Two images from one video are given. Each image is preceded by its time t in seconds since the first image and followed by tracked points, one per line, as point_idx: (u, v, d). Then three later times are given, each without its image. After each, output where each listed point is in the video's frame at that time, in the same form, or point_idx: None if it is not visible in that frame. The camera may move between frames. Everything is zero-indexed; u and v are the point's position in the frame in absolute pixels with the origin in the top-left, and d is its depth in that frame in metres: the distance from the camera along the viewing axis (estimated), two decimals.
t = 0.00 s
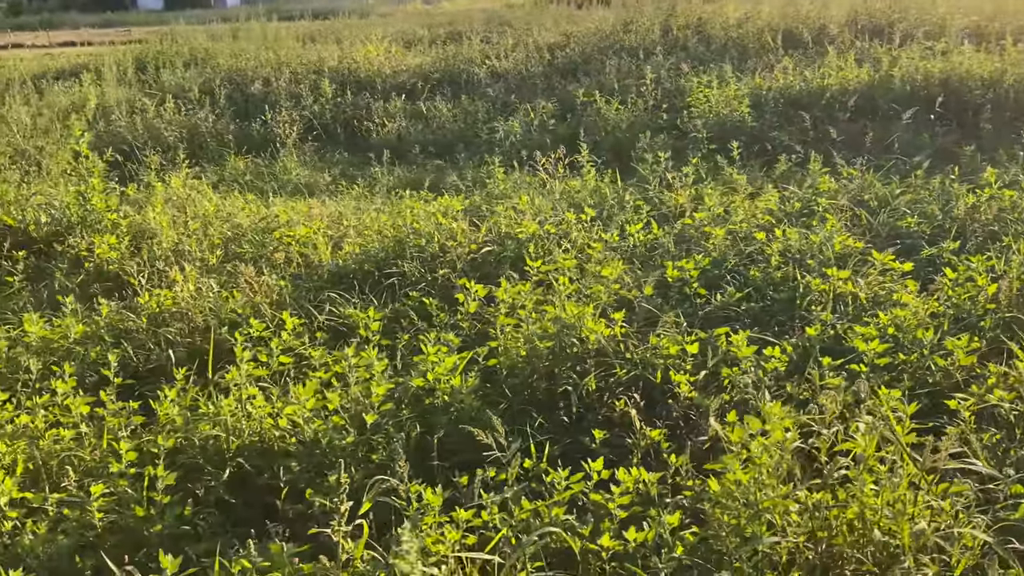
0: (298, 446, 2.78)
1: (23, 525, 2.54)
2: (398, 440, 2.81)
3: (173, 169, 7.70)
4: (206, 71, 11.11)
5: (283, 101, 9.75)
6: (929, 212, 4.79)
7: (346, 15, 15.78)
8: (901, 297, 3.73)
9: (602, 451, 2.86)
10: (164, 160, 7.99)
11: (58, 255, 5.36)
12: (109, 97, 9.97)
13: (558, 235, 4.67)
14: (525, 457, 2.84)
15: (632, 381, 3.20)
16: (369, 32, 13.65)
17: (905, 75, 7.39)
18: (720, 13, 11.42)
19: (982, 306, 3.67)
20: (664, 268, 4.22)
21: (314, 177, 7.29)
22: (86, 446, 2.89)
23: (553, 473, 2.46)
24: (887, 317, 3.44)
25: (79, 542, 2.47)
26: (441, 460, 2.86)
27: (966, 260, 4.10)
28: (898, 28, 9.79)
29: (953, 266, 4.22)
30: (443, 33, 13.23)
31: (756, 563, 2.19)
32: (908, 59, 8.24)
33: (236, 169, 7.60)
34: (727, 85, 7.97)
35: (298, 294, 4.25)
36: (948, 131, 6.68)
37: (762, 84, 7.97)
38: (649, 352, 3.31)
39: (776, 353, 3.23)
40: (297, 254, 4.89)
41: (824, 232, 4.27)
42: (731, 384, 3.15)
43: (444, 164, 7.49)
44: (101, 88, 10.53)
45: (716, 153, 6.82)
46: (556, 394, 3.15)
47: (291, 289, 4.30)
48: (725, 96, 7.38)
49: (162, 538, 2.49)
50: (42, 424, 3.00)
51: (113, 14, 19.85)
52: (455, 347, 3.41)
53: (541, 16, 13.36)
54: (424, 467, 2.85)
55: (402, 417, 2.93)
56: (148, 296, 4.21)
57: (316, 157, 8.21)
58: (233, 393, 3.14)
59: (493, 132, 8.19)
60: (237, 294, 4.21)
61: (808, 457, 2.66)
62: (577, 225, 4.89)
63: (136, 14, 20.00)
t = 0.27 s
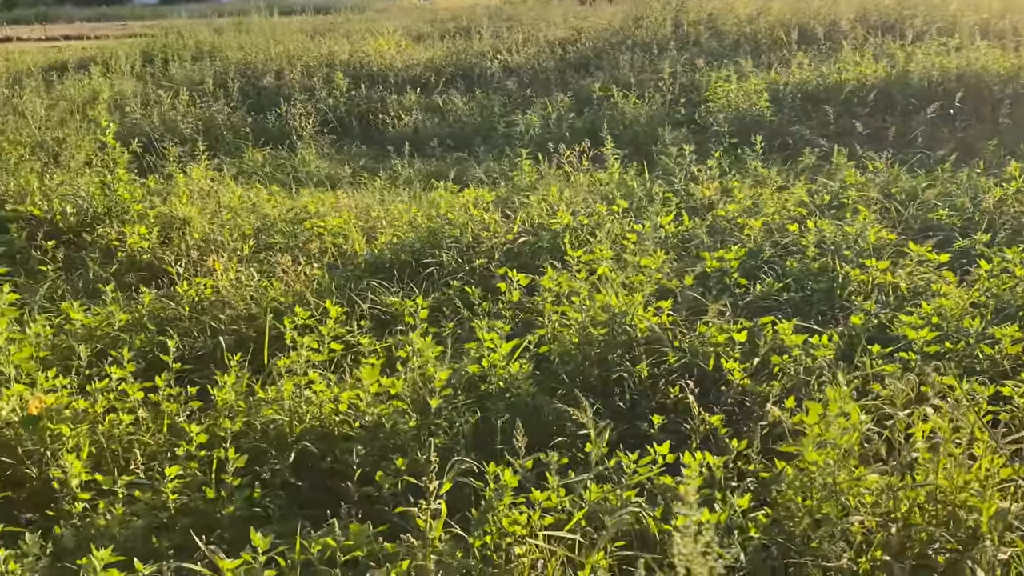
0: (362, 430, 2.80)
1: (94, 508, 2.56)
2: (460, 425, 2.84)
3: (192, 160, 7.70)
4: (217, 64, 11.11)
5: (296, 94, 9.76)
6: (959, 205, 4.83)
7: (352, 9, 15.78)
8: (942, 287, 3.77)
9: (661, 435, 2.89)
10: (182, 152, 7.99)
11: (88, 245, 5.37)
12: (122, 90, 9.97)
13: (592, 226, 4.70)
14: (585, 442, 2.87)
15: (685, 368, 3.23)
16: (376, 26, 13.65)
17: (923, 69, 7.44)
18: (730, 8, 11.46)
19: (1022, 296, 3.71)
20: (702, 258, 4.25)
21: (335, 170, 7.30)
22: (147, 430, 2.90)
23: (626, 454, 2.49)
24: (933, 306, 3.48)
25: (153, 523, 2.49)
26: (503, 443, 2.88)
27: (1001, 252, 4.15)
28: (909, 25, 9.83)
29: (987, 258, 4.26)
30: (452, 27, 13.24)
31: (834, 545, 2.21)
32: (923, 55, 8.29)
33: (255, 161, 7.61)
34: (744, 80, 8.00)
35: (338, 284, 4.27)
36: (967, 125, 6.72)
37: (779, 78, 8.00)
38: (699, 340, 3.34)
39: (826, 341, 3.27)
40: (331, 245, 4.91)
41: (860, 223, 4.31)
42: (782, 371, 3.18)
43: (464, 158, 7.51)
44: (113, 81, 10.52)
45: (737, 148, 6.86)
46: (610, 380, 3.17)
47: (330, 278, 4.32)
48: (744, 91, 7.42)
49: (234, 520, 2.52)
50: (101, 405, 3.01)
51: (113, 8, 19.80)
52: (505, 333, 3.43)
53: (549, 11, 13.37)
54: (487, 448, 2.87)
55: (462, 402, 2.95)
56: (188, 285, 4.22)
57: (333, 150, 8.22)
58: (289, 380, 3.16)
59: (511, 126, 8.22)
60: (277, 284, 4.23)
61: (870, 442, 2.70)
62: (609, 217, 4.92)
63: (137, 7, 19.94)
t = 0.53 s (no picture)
0: (415, 419, 2.82)
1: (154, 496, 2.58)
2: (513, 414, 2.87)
3: (204, 156, 7.69)
4: (221, 59, 11.08)
5: (303, 90, 9.76)
6: (978, 202, 4.89)
7: (352, 7, 15.78)
8: (972, 283, 3.82)
9: (710, 425, 2.93)
10: (192, 147, 7.98)
11: (110, 238, 5.37)
12: (127, 87, 9.95)
13: (619, 221, 4.74)
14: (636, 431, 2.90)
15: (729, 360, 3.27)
16: (379, 23, 13.65)
17: (932, 68, 7.52)
18: (733, 7, 11.51)
19: None
20: (731, 253, 4.29)
21: (348, 166, 7.32)
22: (198, 419, 2.92)
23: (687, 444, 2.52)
24: (966, 301, 3.53)
25: (216, 511, 2.51)
26: (557, 433, 2.91)
27: None
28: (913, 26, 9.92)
29: (1011, 254, 4.32)
30: (454, 24, 13.26)
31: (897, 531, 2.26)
32: (930, 55, 8.37)
33: (267, 156, 7.61)
34: (753, 79, 8.06)
35: (370, 279, 4.29)
36: (977, 125, 6.80)
37: (788, 77, 8.06)
38: (738, 334, 3.38)
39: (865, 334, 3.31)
40: (357, 240, 4.93)
41: (886, 219, 4.36)
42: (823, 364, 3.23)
43: (476, 155, 7.54)
44: (118, 78, 10.49)
45: (750, 146, 6.92)
46: (654, 371, 3.21)
47: (362, 273, 4.35)
48: (756, 89, 7.48)
49: (296, 508, 2.54)
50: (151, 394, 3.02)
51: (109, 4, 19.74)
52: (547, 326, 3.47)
53: (551, 9, 13.40)
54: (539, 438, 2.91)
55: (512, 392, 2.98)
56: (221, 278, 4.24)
57: (344, 145, 8.23)
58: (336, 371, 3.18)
59: (521, 122, 8.24)
60: (310, 278, 4.24)
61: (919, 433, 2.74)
62: (633, 214, 4.96)
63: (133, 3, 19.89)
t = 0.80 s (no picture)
0: (466, 413, 2.84)
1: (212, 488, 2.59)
2: (561, 407, 2.89)
3: (212, 152, 7.67)
4: (222, 55, 11.04)
5: (307, 87, 9.74)
6: (996, 201, 4.95)
7: (349, 4, 15.74)
8: (999, 280, 3.87)
9: (755, 418, 2.96)
10: (199, 144, 7.96)
11: (128, 233, 5.35)
12: (130, 83, 9.91)
13: (642, 218, 4.77)
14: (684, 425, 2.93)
15: (769, 354, 3.30)
16: (377, 21, 13.63)
17: (937, 69, 7.59)
18: (734, 8, 11.57)
19: None
20: (757, 251, 4.33)
21: (358, 163, 7.31)
22: (247, 412, 2.93)
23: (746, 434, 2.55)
24: (996, 298, 3.57)
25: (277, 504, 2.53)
26: (607, 426, 2.93)
27: None
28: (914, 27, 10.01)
29: None
30: (453, 23, 13.25)
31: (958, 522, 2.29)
32: (933, 57, 8.44)
33: (275, 154, 7.60)
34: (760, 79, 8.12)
35: (398, 274, 4.30)
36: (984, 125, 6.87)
37: (794, 77, 8.11)
38: (775, 329, 3.42)
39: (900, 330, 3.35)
40: (379, 235, 4.94)
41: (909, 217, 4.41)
42: (861, 359, 3.26)
43: (486, 153, 7.56)
44: (118, 73, 10.43)
45: (760, 146, 6.96)
46: (695, 366, 3.24)
47: (389, 268, 4.35)
48: (764, 89, 7.53)
49: (354, 500, 2.56)
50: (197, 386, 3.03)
51: None
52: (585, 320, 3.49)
53: (551, 7, 13.42)
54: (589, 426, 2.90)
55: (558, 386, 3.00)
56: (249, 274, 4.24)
57: (351, 142, 8.22)
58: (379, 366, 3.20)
59: (529, 121, 8.26)
60: (338, 274, 4.25)
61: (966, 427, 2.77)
62: (655, 212, 5.00)
63: None
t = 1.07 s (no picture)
0: (511, 406, 2.83)
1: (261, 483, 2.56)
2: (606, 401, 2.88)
3: (214, 148, 7.60)
4: (218, 52, 10.95)
5: (306, 84, 9.69)
6: (1011, 197, 4.98)
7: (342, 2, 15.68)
8: None
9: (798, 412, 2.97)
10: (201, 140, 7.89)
11: (139, 228, 5.30)
12: (125, 79, 9.80)
13: (661, 214, 4.77)
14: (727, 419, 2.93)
15: (805, 349, 3.31)
16: (373, 17, 13.56)
17: (940, 68, 7.63)
18: (732, 7, 11.60)
19: None
20: (779, 246, 4.34)
21: (363, 160, 7.28)
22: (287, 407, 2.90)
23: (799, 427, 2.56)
24: None
25: (330, 497, 2.51)
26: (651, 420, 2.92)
27: None
28: (912, 28, 10.08)
29: None
30: (450, 21, 13.22)
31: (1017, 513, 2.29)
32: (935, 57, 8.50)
33: (280, 151, 7.55)
34: (764, 77, 8.14)
35: (421, 270, 4.28)
36: (989, 124, 6.92)
37: (798, 75, 8.14)
38: (809, 323, 3.42)
39: (933, 325, 3.37)
40: (397, 231, 4.91)
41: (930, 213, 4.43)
42: (896, 353, 3.27)
43: (492, 151, 7.54)
44: (112, 69, 10.32)
45: (767, 144, 6.98)
46: (733, 360, 3.24)
47: (413, 263, 4.33)
48: (769, 88, 7.55)
49: (405, 494, 2.55)
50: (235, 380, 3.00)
51: None
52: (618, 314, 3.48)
53: (547, 6, 13.41)
54: (636, 418, 2.88)
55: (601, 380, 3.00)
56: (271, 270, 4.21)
57: (354, 140, 8.18)
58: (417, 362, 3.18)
59: (532, 118, 8.24)
60: (361, 268, 4.22)
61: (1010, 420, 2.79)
62: (672, 208, 4.99)
63: None
